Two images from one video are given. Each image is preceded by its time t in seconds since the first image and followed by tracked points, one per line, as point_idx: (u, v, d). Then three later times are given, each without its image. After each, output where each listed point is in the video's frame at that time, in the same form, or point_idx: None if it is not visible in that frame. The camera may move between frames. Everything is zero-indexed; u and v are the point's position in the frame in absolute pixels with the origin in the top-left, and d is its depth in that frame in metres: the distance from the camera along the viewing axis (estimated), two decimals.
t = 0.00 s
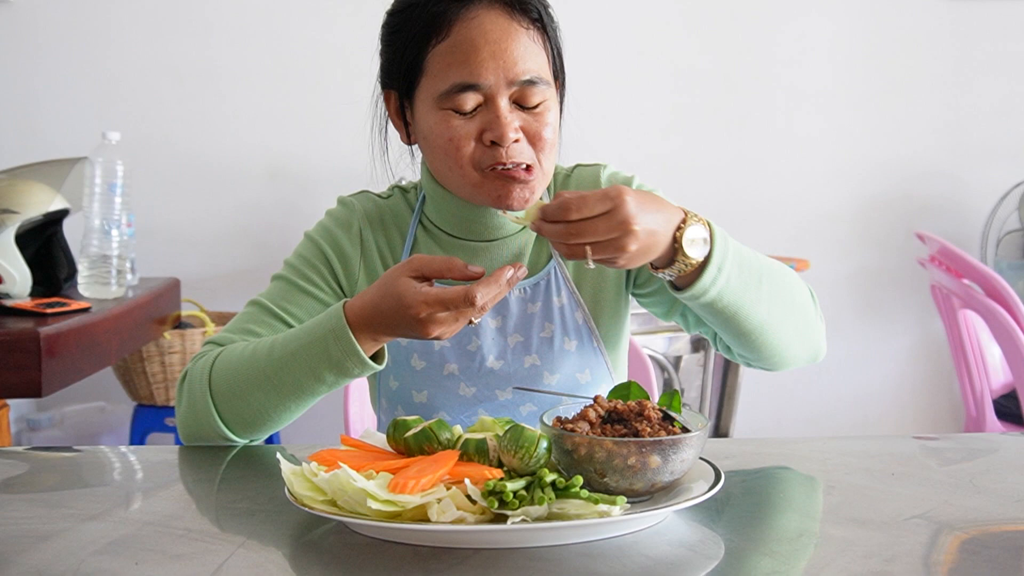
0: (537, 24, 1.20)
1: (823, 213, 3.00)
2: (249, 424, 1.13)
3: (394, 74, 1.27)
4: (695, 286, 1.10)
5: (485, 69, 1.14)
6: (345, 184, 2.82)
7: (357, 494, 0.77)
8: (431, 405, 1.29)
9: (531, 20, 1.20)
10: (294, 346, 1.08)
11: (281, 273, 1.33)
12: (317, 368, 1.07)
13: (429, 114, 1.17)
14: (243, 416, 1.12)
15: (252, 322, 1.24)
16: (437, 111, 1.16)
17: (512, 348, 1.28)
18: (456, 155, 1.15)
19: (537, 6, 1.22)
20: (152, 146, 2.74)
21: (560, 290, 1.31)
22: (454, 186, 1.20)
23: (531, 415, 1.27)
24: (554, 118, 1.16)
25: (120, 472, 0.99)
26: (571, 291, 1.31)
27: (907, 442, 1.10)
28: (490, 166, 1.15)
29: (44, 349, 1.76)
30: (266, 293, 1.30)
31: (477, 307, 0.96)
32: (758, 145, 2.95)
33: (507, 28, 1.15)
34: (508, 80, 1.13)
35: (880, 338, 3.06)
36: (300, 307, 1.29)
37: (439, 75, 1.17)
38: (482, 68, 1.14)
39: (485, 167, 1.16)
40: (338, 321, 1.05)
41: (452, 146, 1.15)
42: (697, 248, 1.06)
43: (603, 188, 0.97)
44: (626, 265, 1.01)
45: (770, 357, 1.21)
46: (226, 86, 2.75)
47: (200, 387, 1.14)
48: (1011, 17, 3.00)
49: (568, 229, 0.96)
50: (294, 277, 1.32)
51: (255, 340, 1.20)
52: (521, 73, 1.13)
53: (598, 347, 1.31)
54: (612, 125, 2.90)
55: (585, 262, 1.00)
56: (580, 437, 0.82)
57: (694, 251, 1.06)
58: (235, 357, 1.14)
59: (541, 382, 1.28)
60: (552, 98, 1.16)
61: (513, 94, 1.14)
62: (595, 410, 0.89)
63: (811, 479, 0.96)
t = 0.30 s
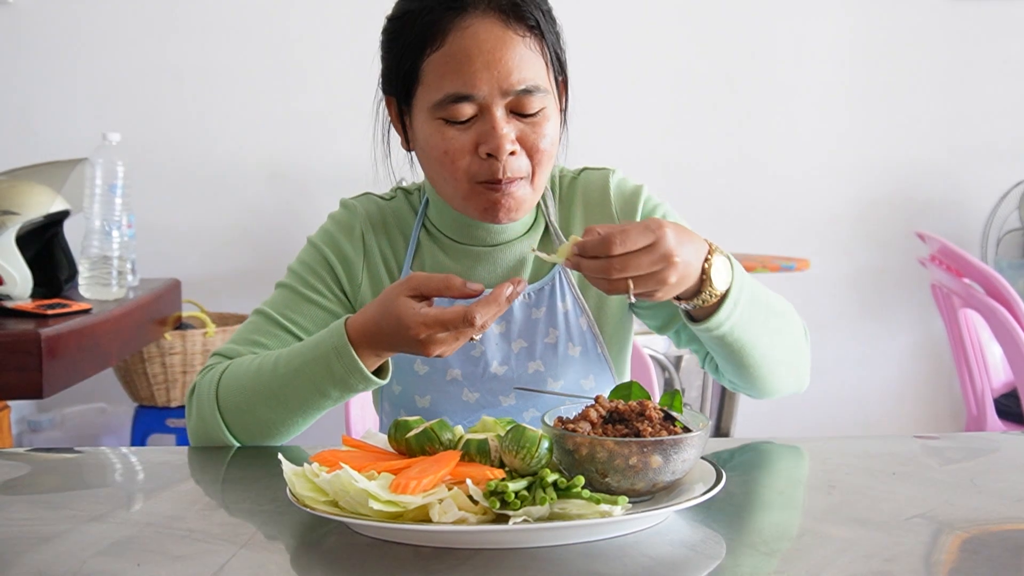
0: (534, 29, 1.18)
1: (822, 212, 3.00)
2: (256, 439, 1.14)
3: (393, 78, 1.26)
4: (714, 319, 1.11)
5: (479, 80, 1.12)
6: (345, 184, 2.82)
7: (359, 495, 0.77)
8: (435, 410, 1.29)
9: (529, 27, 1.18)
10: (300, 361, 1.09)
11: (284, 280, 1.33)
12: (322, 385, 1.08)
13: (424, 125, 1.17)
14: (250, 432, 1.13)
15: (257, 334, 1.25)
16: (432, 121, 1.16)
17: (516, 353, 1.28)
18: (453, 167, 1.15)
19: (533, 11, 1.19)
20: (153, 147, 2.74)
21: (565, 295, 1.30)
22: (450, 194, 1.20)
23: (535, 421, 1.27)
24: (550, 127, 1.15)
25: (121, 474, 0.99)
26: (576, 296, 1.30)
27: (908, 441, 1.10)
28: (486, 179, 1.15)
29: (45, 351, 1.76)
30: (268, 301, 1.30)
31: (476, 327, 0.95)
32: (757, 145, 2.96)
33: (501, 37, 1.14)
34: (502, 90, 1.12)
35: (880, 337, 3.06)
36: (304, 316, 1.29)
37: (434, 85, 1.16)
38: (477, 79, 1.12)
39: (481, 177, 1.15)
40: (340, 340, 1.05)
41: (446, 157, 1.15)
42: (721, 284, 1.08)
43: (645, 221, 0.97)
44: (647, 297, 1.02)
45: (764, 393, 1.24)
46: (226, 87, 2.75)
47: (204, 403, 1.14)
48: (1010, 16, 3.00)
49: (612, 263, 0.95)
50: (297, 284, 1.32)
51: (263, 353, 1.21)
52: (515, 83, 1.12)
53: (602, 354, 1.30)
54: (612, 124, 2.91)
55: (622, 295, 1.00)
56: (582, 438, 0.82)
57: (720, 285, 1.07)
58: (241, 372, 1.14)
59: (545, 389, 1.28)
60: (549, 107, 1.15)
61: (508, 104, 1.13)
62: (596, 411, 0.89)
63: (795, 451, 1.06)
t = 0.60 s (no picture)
0: (529, 40, 1.17)
1: (823, 212, 3.00)
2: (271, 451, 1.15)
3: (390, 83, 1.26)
4: (713, 354, 1.14)
5: (473, 92, 1.12)
6: (346, 185, 2.81)
7: (361, 497, 0.77)
8: (439, 414, 1.30)
9: (524, 37, 1.17)
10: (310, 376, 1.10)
11: (290, 288, 1.33)
12: (334, 398, 1.09)
13: (418, 134, 1.17)
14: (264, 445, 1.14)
15: (267, 347, 1.26)
16: (426, 131, 1.16)
17: (521, 359, 1.28)
18: (445, 176, 1.15)
19: (529, 21, 1.19)
20: (153, 149, 2.75)
21: (569, 303, 1.29)
22: (444, 202, 1.20)
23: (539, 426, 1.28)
24: (545, 138, 1.15)
25: (123, 476, 0.99)
26: (581, 302, 1.29)
27: (909, 441, 1.10)
28: (478, 188, 1.15)
29: (46, 353, 1.76)
30: (274, 311, 1.31)
31: (484, 344, 0.96)
32: (757, 145, 2.96)
33: (496, 48, 1.13)
34: (496, 103, 1.11)
35: (881, 337, 3.06)
36: (310, 325, 1.30)
37: (427, 95, 1.15)
38: (470, 90, 1.12)
39: (474, 187, 1.15)
40: (350, 356, 1.07)
41: (440, 167, 1.15)
42: (728, 321, 1.11)
43: (671, 257, 1.00)
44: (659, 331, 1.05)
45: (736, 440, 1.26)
46: (227, 89, 2.75)
47: (218, 421, 1.15)
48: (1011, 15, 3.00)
49: (637, 296, 0.98)
50: (304, 293, 1.32)
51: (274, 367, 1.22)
52: (509, 96, 1.11)
53: (606, 360, 1.29)
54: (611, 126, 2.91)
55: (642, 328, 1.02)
56: (583, 439, 0.82)
57: (726, 322, 1.11)
58: (252, 387, 1.15)
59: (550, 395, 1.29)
60: (544, 119, 1.15)
61: (502, 116, 1.12)
62: (597, 412, 0.89)
63: (770, 442, 1.10)
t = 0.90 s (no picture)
0: (529, 40, 1.17)
1: (824, 212, 3.00)
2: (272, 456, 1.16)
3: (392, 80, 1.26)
4: (705, 376, 1.15)
5: (471, 90, 1.12)
6: (347, 186, 2.82)
7: (362, 498, 0.77)
8: (439, 415, 1.29)
9: (525, 37, 1.17)
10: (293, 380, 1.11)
11: (292, 294, 1.33)
12: (320, 399, 1.09)
13: (419, 131, 1.17)
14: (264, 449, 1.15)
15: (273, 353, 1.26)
16: (426, 128, 1.16)
17: (522, 360, 1.28)
18: (445, 172, 1.16)
19: (530, 21, 1.18)
20: (155, 150, 2.75)
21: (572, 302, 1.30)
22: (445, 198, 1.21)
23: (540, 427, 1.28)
24: (546, 137, 1.15)
25: (124, 478, 0.99)
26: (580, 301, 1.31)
27: (909, 441, 1.10)
28: (477, 185, 1.16)
29: (47, 354, 1.76)
30: (278, 318, 1.31)
31: (440, 344, 0.96)
32: (758, 146, 2.96)
33: (495, 47, 1.13)
34: (495, 101, 1.11)
35: (882, 338, 3.06)
36: (313, 330, 1.29)
37: (427, 93, 1.16)
38: (469, 88, 1.12)
39: (474, 184, 1.16)
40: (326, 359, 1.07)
41: (440, 164, 1.15)
42: (730, 343, 1.14)
43: (684, 278, 1.03)
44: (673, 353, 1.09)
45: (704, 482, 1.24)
46: (228, 90, 2.75)
47: (217, 431, 1.18)
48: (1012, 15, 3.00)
49: (654, 315, 1.01)
50: (305, 299, 1.32)
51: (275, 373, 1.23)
52: (508, 94, 1.11)
53: (607, 362, 1.30)
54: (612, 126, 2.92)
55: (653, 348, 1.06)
56: (585, 440, 0.82)
57: (728, 347, 1.13)
58: (249, 392, 1.16)
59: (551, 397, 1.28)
60: (545, 118, 1.15)
61: (501, 115, 1.12)
62: (599, 412, 0.89)
63: (745, 442, 1.10)
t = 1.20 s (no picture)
0: (529, 32, 1.17)
1: (825, 212, 3.00)
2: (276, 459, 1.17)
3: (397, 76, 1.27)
4: (695, 391, 1.14)
5: (472, 81, 1.12)
6: (347, 185, 2.81)
7: (361, 497, 0.77)
8: (439, 412, 1.28)
9: (526, 29, 1.17)
10: (282, 385, 1.11)
11: (296, 297, 1.33)
12: (314, 404, 1.10)
13: (420, 123, 1.17)
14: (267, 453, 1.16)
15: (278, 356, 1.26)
16: (427, 120, 1.16)
17: (523, 358, 1.28)
18: (447, 165, 1.15)
19: (531, 13, 1.18)
20: (155, 149, 2.75)
21: (572, 301, 1.31)
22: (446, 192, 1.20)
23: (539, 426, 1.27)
24: (546, 129, 1.15)
25: (123, 476, 0.99)
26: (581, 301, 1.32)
27: (910, 442, 1.10)
28: (479, 178, 1.15)
29: (47, 353, 1.76)
30: (284, 321, 1.30)
31: (389, 335, 0.98)
32: (758, 146, 2.96)
33: (496, 39, 1.13)
34: (495, 92, 1.11)
35: (882, 338, 3.06)
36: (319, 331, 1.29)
37: (429, 85, 1.16)
38: (470, 80, 1.12)
39: (474, 177, 1.15)
40: (307, 361, 1.09)
41: (441, 156, 1.15)
42: (723, 356, 1.13)
43: (682, 290, 1.04)
44: (671, 366, 1.11)
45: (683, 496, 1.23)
46: (230, 89, 2.75)
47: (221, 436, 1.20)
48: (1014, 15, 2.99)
49: (653, 330, 1.02)
50: (310, 301, 1.32)
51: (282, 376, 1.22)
52: (507, 85, 1.11)
53: (607, 362, 1.30)
54: (613, 126, 2.92)
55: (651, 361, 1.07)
56: (584, 439, 0.82)
57: (721, 360, 1.13)
58: (248, 398, 1.17)
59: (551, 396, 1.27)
60: (545, 110, 1.14)
61: (501, 106, 1.12)
62: (598, 412, 0.89)
63: (731, 442, 1.11)
